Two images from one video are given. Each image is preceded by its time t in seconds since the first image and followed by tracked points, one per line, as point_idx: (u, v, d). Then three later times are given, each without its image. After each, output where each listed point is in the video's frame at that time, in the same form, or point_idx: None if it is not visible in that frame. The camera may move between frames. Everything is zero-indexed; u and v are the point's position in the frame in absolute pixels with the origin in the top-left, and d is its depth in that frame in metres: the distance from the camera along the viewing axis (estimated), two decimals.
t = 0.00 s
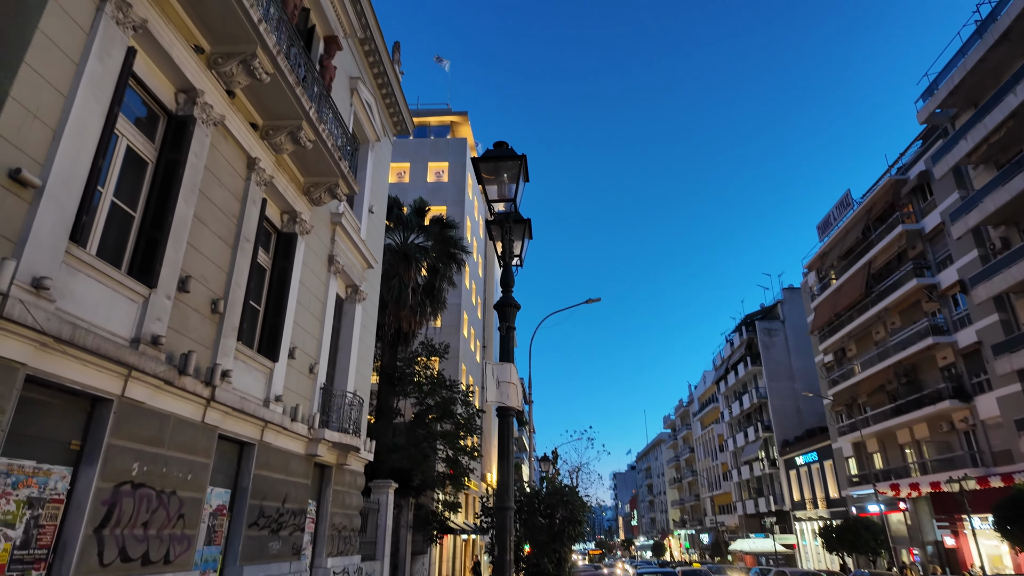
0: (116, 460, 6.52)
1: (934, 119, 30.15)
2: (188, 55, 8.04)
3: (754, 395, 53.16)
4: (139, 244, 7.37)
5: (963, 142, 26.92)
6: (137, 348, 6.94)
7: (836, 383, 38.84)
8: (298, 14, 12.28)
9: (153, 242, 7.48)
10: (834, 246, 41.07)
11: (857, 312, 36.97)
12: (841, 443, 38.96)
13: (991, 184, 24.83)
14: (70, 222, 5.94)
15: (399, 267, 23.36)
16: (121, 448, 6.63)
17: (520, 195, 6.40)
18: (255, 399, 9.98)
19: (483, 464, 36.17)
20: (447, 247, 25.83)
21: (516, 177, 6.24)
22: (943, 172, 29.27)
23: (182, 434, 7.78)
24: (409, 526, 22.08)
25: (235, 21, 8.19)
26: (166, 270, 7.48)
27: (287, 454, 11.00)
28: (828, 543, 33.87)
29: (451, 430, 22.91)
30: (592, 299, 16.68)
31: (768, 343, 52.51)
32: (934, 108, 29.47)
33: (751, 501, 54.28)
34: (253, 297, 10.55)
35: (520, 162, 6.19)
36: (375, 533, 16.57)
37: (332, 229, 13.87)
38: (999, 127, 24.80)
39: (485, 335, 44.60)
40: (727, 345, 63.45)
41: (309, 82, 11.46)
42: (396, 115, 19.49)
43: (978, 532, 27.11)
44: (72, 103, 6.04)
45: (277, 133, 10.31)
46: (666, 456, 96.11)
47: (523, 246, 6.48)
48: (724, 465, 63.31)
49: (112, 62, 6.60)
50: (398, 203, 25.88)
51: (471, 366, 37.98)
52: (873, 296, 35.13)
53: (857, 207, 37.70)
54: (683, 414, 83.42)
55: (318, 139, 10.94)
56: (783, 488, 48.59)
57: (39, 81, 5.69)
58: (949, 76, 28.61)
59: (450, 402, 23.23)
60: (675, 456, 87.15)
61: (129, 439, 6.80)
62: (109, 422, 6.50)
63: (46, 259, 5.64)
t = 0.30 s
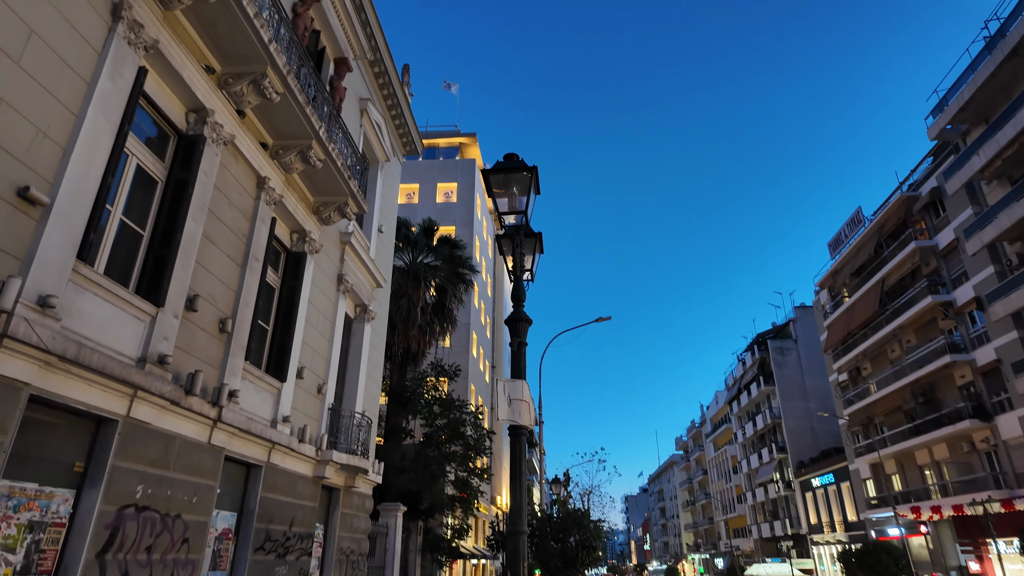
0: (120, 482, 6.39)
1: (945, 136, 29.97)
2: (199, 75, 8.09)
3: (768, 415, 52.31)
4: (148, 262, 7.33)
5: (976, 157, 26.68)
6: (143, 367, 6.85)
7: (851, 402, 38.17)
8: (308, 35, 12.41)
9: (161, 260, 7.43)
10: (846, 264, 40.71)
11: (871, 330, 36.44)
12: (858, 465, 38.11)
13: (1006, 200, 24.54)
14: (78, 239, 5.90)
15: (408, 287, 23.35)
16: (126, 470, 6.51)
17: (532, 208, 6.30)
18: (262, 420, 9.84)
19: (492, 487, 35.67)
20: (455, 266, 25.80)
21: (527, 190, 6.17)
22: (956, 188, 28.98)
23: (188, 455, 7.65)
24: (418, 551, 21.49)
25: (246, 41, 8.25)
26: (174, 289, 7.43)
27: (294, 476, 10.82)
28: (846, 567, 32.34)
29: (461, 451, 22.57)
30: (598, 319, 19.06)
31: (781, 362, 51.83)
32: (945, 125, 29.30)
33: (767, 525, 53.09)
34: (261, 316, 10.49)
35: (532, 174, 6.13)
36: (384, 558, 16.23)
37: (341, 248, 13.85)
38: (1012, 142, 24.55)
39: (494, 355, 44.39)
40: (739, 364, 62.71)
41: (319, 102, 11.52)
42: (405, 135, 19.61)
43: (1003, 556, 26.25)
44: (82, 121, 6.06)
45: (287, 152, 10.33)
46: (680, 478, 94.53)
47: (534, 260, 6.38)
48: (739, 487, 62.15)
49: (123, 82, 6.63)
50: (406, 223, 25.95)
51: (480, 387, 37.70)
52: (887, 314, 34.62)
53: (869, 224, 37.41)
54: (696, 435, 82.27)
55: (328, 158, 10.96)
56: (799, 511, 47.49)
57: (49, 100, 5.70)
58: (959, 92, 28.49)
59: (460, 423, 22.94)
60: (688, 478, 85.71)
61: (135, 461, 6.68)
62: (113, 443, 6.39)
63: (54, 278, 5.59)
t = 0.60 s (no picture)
0: (120, 504, 6.26)
1: (952, 153, 29.88)
2: (207, 95, 8.14)
3: (779, 436, 51.51)
4: (153, 281, 7.28)
5: (985, 174, 26.56)
6: (147, 386, 6.77)
7: (863, 423, 37.57)
8: (316, 57, 12.54)
9: (166, 278, 7.37)
10: (855, 282, 40.41)
11: (882, 349, 36.00)
12: (872, 486, 37.34)
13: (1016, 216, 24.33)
14: (82, 257, 5.86)
15: (414, 306, 23.32)
16: (127, 491, 6.38)
17: (541, 221, 6.22)
18: (267, 441, 9.71)
19: (499, 510, 35.15)
20: (461, 285, 25.73)
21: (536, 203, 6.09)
22: (964, 205, 28.80)
23: (191, 476, 7.52)
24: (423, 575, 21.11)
25: (254, 60, 8.30)
26: (178, 308, 7.37)
27: (299, 498, 10.65)
28: None
29: (468, 473, 22.20)
30: (610, 335, 18.48)
31: (791, 381, 51.24)
32: (952, 142, 29.23)
33: (779, 549, 51.95)
34: (267, 335, 10.42)
35: (542, 185, 6.04)
36: None
37: (348, 267, 13.81)
38: (1020, 159, 24.44)
39: (501, 375, 44.09)
40: (748, 384, 62.05)
41: (326, 121, 11.59)
42: (413, 156, 19.70)
43: None
44: (89, 140, 6.06)
45: (294, 172, 10.35)
46: (690, 500, 92.99)
47: (544, 274, 6.29)
48: (750, 509, 61.03)
49: (131, 101, 6.65)
50: (412, 243, 25.99)
51: (487, 407, 37.39)
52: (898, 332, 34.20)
53: (877, 242, 37.21)
54: (705, 456, 81.13)
55: (335, 177, 10.97)
56: (813, 534, 46.49)
57: (56, 119, 5.72)
58: (965, 110, 28.47)
59: (468, 444, 22.60)
60: (697, 500, 84.34)
61: (136, 483, 6.55)
62: (115, 464, 6.27)
63: (57, 296, 5.54)
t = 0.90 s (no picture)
0: (119, 516, 6.16)
1: (958, 162, 29.74)
2: (210, 104, 8.15)
3: (787, 448, 50.91)
4: (154, 290, 7.23)
5: (992, 182, 26.42)
6: (147, 396, 6.70)
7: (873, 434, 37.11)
8: (320, 68, 12.59)
9: (168, 287, 7.32)
10: (862, 292, 40.12)
11: (890, 359, 35.64)
12: (883, 499, 36.78)
13: None
14: (83, 265, 5.82)
15: (418, 317, 23.22)
16: (125, 503, 6.29)
17: (544, 224, 6.15)
18: (269, 452, 9.61)
19: (504, 524, 34.79)
20: (466, 296, 25.65)
21: (540, 206, 6.01)
22: (972, 213, 28.60)
23: (191, 488, 7.42)
24: None
25: (258, 70, 8.30)
26: (179, 318, 7.32)
27: (301, 511, 10.52)
28: None
29: (473, 486, 21.89)
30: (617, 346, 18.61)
31: (799, 392, 50.79)
32: (958, 151, 29.10)
33: (789, 563, 51.17)
34: (270, 345, 10.36)
35: (546, 187, 5.98)
36: None
37: (351, 277, 13.77)
38: None
39: (505, 387, 43.87)
40: (755, 395, 61.53)
41: (330, 131, 11.60)
42: (417, 167, 19.74)
43: None
44: (92, 148, 6.04)
45: (297, 181, 10.33)
46: (698, 513, 91.94)
47: (548, 278, 6.23)
48: (758, 523, 60.25)
49: (135, 110, 6.65)
50: (417, 254, 26.01)
51: (492, 419, 37.15)
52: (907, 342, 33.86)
53: (884, 251, 37.00)
54: (713, 469, 80.30)
55: (338, 187, 10.96)
56: (823, 548, 45.77)
57: (58, 127, 5.71)
58: (970, 118, 28.36)
59: (473, 457, 22.28)
60: (705, 514, 83.34)
61: (135, 494, 6.46)
62: (114, 475, 6.19)
63: (57, 304, 5.49)
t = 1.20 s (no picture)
0: (115, 525, 6.07)
1: (966, 166, 29.49)
2: (210, 110, 8.13)
3: (796, 456, 50.32)
4: (153, 296, 7.18)
5: (1000, 187, 26.17)
6: (144, 403, 6.63)
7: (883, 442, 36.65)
8: (322, 75, 12.61)
9: (166, 293, 7.26)
10: (870, 298, 39.78)
11: (900, 366, 35.25)
12: (895, 508, 36.24)
13: None
14: (80, 270, 5.78)
15: (422, 325, 23.17)
16: (122, 512, 6.20)
17: (544, 223, 6.04)
18: (269, 460, 9.52)
19: (511, 534, 34.48)
20: (470, 303, 25.58)
21: (539, 204, 5.90)
22: (981, 218, 28.30)
23: (190, 496, 7.33)
24: None
25: (258, 75, 8.29)
26: (178, 324, 7.26)
27: (303, 520, 10.41)
28: None
29: (479, 496, 21.64)
30: (625, 353, 17.28)
31: (807, 400, 50.32)
32: (965, 155, 28.84)
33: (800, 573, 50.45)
34: (271, 352, 10.29)
35: (545, 186, 5.87)
36: None
37: (354, 284, 13.72)
38: None
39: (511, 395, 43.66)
40: (764, 403, 61.01)
41: (332, 137, 11.58)
42: (420, 175, 19.73)
43: None
44: (89, 152, 6.02)
45: (299, 187, 10.30)
46: (707, 523, 91.02)
47: (548, 280, 6.14)
48: (768, 532, 59.54)
49: (133, 114, 6.63)
50: (421, 261, 25.98)
51: (498, 428, 36.96)
52: (916, 348, 33.48)
53: (893, 257, 36.72)
54: (722, 478, 79.56)
55: (340, 193, 10.92)
56: (834, 558, 45.12)
57: (56, 131, 5.68)
58: (977, 122, 28.14)
59: (478, 466, 22.03)
60: (714, 523, 82.49)
61: (132, 502, 6.38)
62: (110, 483, 6.11)
63: (52, 309, 5.44)
